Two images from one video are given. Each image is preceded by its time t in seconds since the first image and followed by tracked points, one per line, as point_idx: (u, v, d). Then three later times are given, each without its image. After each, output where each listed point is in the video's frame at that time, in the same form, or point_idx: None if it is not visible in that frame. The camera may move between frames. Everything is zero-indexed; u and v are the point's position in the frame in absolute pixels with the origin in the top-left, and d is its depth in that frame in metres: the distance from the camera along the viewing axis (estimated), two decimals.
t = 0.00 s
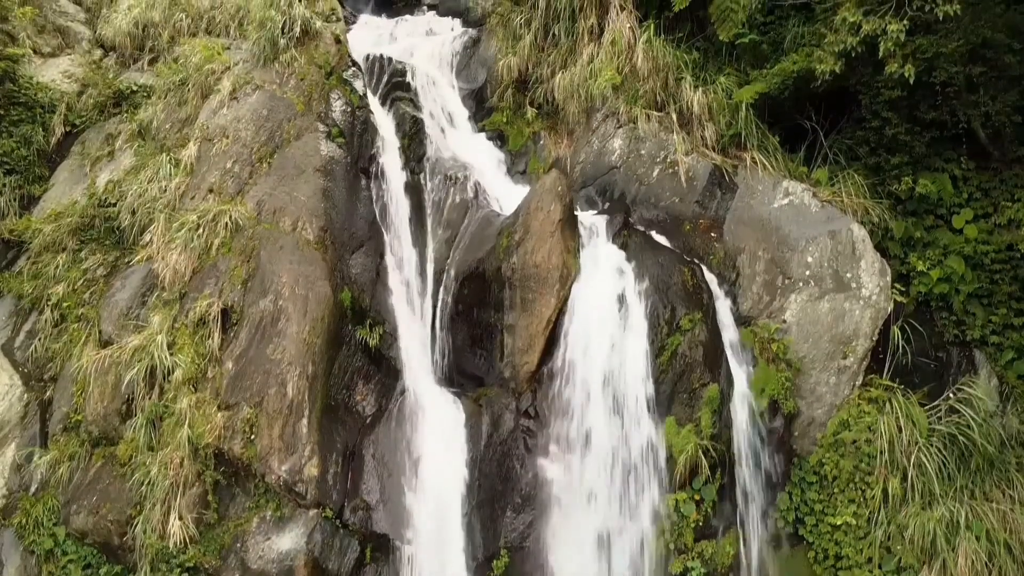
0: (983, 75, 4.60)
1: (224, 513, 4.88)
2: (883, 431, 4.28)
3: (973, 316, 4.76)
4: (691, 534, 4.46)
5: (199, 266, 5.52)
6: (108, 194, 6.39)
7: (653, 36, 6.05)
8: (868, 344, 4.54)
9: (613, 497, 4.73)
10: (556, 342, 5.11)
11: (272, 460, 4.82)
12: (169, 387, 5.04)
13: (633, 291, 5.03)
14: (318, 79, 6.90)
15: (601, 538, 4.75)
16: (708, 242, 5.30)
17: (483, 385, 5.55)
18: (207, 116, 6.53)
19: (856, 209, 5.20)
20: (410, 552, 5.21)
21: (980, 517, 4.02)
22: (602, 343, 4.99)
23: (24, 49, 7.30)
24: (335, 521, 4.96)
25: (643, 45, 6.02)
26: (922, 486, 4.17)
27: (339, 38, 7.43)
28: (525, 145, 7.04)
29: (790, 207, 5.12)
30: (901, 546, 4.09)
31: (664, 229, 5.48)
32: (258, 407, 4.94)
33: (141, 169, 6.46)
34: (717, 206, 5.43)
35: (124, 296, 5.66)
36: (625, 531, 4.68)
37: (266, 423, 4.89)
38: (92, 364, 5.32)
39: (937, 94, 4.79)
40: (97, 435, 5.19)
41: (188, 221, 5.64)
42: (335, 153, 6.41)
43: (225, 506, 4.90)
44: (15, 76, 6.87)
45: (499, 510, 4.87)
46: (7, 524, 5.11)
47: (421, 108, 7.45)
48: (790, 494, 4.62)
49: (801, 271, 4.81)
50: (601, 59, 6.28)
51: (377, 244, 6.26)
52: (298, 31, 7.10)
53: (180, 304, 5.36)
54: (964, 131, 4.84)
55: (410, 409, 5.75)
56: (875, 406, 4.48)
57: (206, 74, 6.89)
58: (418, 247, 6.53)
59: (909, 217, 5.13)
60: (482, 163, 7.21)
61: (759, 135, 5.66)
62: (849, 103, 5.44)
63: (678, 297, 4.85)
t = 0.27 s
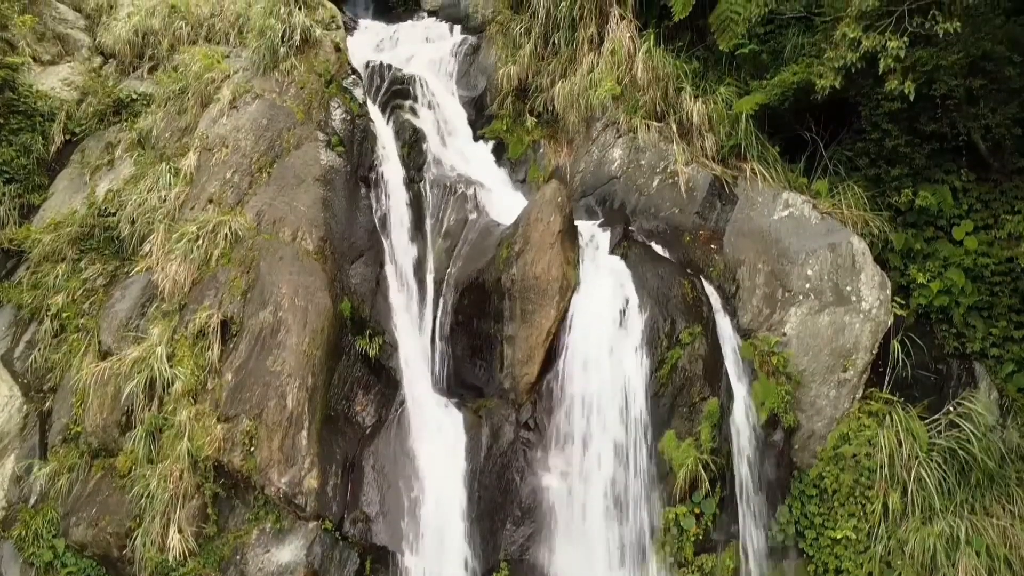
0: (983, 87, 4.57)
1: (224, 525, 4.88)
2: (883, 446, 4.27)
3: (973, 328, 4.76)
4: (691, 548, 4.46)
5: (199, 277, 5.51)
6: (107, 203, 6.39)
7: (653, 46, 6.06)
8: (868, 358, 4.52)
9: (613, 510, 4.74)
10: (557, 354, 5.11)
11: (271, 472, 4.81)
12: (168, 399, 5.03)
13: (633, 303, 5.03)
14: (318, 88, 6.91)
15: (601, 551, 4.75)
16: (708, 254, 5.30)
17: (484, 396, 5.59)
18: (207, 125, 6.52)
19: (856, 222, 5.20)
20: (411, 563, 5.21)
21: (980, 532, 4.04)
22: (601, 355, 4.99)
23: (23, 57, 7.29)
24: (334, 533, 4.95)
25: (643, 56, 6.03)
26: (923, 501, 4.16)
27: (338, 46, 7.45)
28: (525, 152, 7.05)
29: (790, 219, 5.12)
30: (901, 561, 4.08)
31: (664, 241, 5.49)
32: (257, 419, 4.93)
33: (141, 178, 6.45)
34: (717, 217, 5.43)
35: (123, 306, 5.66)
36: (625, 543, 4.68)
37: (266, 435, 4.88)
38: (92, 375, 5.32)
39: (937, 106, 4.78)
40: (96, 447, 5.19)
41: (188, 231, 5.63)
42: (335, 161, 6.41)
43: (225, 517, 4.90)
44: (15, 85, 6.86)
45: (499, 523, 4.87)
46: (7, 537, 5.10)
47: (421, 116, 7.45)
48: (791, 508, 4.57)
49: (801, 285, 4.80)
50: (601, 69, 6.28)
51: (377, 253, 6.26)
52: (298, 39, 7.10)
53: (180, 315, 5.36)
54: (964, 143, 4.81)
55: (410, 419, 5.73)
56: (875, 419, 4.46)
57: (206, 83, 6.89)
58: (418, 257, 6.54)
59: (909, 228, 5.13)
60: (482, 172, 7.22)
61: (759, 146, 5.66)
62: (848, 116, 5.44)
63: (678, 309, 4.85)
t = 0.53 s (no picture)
0: (983, 104, 4.60)
1: (224, 540, 4.89)
2: (884, 464, 4.26)
3: (974, 344, 4.75)
4: (691, 565, 4.44)
5: (198, 291, 5.50)
6: (107, 215, 6.38)
7: (653, 59, 6.07)
8: (868, 375, 4.48)
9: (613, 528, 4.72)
10: (557, 370, 5.13)
11: (271, 488, 4.79)
12: (168, 414, 5.01)
13: (633, 319, 4.97)
14: (318, 99, 6.91)
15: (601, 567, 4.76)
16: (709, 270, 5.31)
17: (483, 411, 5.53)
18: (207, 136, 6.52)
19: (856, 237, 5.19)
20: None
21: (981, 552, 4.04)
22: (600, 371, 4.96)
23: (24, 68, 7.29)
24: (334, 548, 4.94)
25: (643, 69, 6.03)
26: (923, 520, 4.17)
27: (339, 56, 7.47)
28: (525, 163, 7.03)
29: (790, 234, 5.07)
30: None
31: (664, 255, 5.51)
32: (257, 434, 4.92)
33: (141, 190, 6.45)
34: (717, 231, 5.42)
35: (123, 320, 5.65)
36: (624, 561, 4.67)
37: (265, 451, 4.87)
38: (91, 390, 5.31)
39: (937, 122, 4.79)
40: (96, 461, 5.18)
41: (188, 245, 5.62)
42: (334, 173, 6.41)
43: (225, 532, 4.91)
44: (14, 96, 6.85)
45: (499, 538, 4.91)
46: (6, 552, 5.09)
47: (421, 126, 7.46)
48: (791, 524, 4.53)
49: (801, 301, 4.78)
50: (601, 82, 6.28)
51: (377, 265, 6.26)
52: (298, 50, 7.10)
53: (179, 330, 5.35)
54: (964, 159, 4.84)
55: (410, 433, 5.75)
56: (875, 437, 4.45)
57: (206, 94, 6.89)
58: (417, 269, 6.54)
59: (909, 243, 5.13)
60: (482, 183, 7.21)
61: (759, 160, 5.64)
62: (849, 130, 5.43)
63: (677, 326, 4.85)
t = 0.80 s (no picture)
0: (983, 117, 4.67)
1: (223, 554, 4.87)
2: (885, 480, 4.24)
3: (974, 358, 4.75)
4: None
5: (198, 303, 5.49)
6: (107, 226, 6.38)
7: (653, 71, 6.06)
8: (869, 391, 4.47)
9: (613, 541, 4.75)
10: (557, 383, 5.14)
11: (271, 501, 4.79)
12: (167, 428, 5.00)
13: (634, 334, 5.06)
14: (317, 108, 6.89)
15: None
16: (710, 283, 5.31)
17: (483, 423, 5.51)
18: (206, 147, 6.51)
19: (856, 251, 5.15)
20: None
21: (981, 569, 4.07)
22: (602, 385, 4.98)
23: (24, 78, 7.29)
24: (334, 562, 4.96)
25: (643, 80, 6.02)
26: (924, 537, 4.18)
27: (339, 65, 7.48)
28: (525, 173, 7.04)
29: (790, 247, 5.06)
30: None
31: (664, 267, 5.52)
32: (257, 448, 4.92)
33: (141, 200, 6.44)
34: (718, 244, 5.43)
35: (123, 332, 5.64)
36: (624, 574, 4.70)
37: (265, 464, 4.87)
38: (91, 403, 5.30)
39: (937, 136, 4.81)
40: (96, 474, 5.18)
41: (188, 258, 5.61)
42: (334, 184, 6.42)
43: (224, 545, 4.90)
44: (15, 105, 6.85)
45: (500, 552, 4.91)
46: (8, 566, 5.03)
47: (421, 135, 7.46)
48: (791, 539, 4.53)
49: (801, 316, 4.76)
50: (602, 92, 6.28)
51: (377, 276, 6.30)
52: (298, 60, 7.10)
53: (179, 343, 5.34)
54: (964, 173, 4.84)
55: (409, 445, 5.74)
56: (876, 452, 4.43)
57: (206, 104, 6.89)
58: (417, 279, 6.54)
59: (909, 256, 5.12)
60: (482, 193, 7.22)
61: (759, 173, 5.64)
62: (849, 143, 5.45)
63: (678, 341, 4.86)
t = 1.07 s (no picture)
0: (983, 130, 4.70)
1: (223, 565, 4.87)
2: (885, 495, 4.23)
3: (975, 371, 4.75)
4: None
5: (198, 315, 5.49)
6: (107, 235, 6.37)
7: (653, 81, 6.07)
8: (869, 404, 4.47)
9: (614, 556, 4.71)
10: (557, 395, 5.14)
11: (270, 514, 4.78)
12: (167, 440, 4.99)
13: (634, 346, 5.04)
14: (317, 116, 6.90)
15: None
16: (710, 295, 5.31)
17: (483, 433, 5.52)
18: (206, 156, 6.50)
19: (856, 263, 5.15)
20: None
21: None
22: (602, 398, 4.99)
23: (24, 86, 7.28)
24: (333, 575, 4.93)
25: (643, 92, 6.01)
26: (924, 552, 4.17)
27: (339, 73, 7.48)
28: (525, 181, 7.07)
29: (791, 259, 5.05)
30: None
31: (665, 278, 5.52)
32: (257, 460, 4.91)
33: (141, 209, 6.44)
34: (718, 255, 5.43)
35: (123, 342, 5.63)
36: None
37: (265, 476, 4.86)
38: (91, 414, 5.29)
39: (938, 148, 4.79)
40: (96, 486, 5.18)
41: (188, 268, 5.61)
42: (334, 193, 6.40)
43: (224, 557, 4.89)
44: (15, 114, 6.85)
45: (500, 565, 4.92)
46: None
47: (421, 143, 7.46)
48: (791, 552, 4.52)
49: (801, 330, 4.75)
50: (602, 102, 6.28)
51: (377, 285, 6.30)
52: (298, 68, 7.11)
53: (179, 354, 5.33)
54: (965, 185, 4.85)
55: (410, 456, 5.76)
56: (876, 466, 4.43)
57: (206, 113, 6.89)
58: (418, 289, 6.54)
59: (909, 267, 5.12)
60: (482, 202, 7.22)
61: (759, 184, 5.63)
62: (850, 155, 5.45)
63: (679, 355, 4.86)
